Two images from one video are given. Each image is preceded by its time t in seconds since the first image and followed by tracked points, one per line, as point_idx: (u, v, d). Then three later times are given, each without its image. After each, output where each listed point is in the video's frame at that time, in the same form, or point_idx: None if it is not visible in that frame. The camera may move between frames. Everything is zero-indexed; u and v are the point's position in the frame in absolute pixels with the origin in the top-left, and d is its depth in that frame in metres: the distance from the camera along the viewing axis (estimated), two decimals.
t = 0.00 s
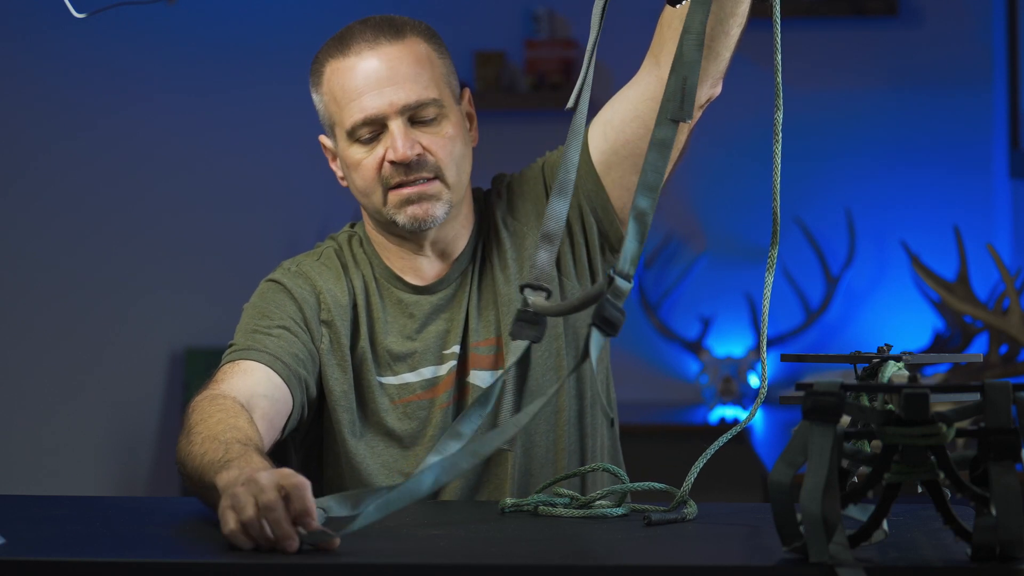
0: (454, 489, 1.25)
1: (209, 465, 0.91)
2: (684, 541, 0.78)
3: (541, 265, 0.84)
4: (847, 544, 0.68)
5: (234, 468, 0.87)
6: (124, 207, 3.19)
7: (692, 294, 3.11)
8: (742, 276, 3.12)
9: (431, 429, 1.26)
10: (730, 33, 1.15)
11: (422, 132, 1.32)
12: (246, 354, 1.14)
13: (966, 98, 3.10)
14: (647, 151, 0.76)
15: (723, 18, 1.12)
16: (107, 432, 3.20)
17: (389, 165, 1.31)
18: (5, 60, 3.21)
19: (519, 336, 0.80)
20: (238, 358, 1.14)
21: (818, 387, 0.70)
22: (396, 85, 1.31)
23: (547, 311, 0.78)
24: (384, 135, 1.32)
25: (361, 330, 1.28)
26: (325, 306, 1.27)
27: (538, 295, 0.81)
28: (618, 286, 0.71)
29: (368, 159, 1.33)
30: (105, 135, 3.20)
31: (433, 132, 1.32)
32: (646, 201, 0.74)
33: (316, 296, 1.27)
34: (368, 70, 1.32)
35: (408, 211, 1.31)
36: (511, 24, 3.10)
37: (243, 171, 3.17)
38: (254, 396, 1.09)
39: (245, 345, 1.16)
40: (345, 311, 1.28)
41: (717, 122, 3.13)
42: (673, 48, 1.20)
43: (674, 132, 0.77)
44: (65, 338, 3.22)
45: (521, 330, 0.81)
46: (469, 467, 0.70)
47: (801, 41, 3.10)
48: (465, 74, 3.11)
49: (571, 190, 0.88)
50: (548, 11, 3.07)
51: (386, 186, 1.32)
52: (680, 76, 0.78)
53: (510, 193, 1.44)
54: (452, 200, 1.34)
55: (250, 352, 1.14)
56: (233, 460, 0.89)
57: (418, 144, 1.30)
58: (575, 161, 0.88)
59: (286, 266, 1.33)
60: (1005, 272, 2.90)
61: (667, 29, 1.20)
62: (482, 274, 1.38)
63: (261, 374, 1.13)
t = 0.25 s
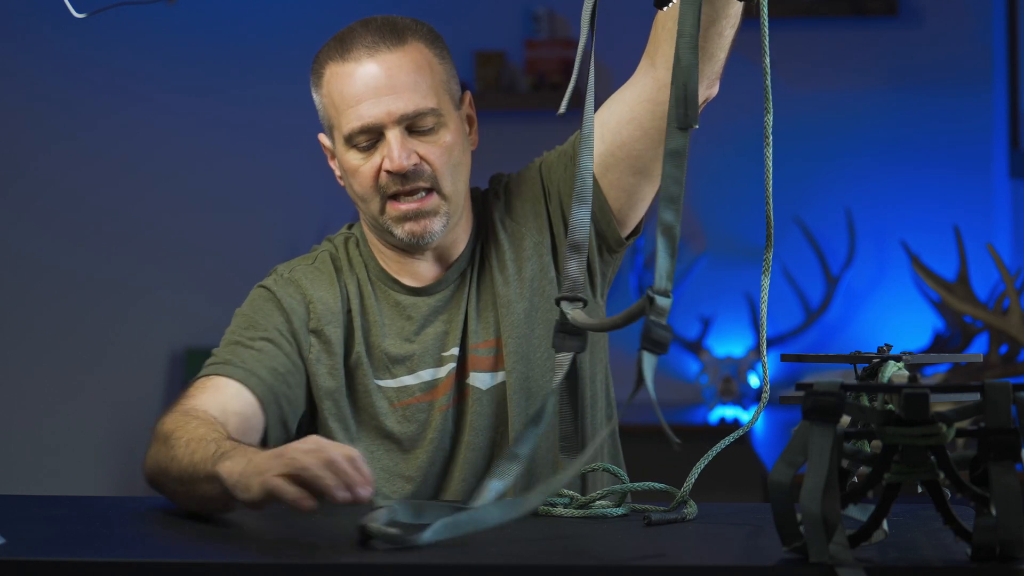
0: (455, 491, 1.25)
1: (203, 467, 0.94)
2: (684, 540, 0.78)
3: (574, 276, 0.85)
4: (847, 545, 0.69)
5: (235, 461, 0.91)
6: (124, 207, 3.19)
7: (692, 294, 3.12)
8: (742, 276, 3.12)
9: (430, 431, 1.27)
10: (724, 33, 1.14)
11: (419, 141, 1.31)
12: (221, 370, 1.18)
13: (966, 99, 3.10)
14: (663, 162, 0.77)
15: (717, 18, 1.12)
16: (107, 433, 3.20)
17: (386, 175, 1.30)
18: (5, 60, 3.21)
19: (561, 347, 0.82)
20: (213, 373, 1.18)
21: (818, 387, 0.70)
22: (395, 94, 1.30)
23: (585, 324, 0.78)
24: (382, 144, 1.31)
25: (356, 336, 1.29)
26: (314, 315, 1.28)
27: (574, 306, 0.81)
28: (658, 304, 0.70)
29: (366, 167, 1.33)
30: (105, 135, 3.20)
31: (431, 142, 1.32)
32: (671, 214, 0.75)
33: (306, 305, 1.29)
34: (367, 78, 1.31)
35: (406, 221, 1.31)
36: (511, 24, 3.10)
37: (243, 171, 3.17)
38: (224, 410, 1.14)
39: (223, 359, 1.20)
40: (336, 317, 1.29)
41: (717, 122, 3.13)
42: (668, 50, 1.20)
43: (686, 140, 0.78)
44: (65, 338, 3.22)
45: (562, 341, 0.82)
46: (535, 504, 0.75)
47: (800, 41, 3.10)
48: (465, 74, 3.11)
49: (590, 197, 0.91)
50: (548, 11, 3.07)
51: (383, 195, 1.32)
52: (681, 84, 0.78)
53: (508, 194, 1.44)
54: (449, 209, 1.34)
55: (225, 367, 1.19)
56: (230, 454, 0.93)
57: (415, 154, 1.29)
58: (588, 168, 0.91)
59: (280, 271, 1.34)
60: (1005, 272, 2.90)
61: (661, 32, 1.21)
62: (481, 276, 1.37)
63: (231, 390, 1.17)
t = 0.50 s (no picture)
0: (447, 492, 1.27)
1: (244, 468, 0.95)
2: (685, 540, 0.78)
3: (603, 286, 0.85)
4: (847, 545, 0.69)
5: (288, 467, 0.92)
6: (124, 207, 3.19)
7: (692, 293, 3.10)
8: (742, 276, 3.12)
9: (420, 434, 1.28)
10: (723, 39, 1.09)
11: (422, 150, 1.30)
12: (191, 375, 1.17)
13: (965, 99, 3.10)
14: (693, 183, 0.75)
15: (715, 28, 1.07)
16: (107, 433, 3.21)
17: (388, 184, 1.30)
18: (5, 60, 3.21)
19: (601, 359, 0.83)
20: (184, 379, 1.17)
21: (818, 387, 0.70)
22: (399, 102, 1.29)
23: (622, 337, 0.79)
24: (384, 153, 1.30)
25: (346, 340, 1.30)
26: (300, 322, 1.28)
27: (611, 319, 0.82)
28: (710, 325, 0.72)
29: (367, 175, 1.32)
30: (105, 134, 3.19)
31: (433, 151, 1.31)
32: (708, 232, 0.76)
33: (294, 310, 1.29)
34: (369, 86, 1.30)
35: (408, 229, 1.31)
36: (511, 24, 3.10)
37: (243, 171, 3.17)
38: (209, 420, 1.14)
39: (198, 364, 1.20)
40: (324, 321, 1.29)
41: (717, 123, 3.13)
42: (664, 57, 1.18)
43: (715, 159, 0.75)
44: (65, 338, 3.22)
45: (602, 352, 0.84)
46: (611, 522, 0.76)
47: (801, 41, 3.10)
48: (465, 74, 3.11)
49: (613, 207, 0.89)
50: (548, 11, 3.07)
51: (384, 203, 1.31)
52: (696, 100, 0.77)
53: (503, 194, 1.44)
54: (450, 217, 1.33)
55: (199, 374, 1.18)
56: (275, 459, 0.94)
57: (418, 163, 1.29)
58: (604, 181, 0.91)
59: (271, 274, 1.35)
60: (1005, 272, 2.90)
61: (658, 38, 1.18)
62: (476, 278, 1.38)
63: (205, 400, 1.16)
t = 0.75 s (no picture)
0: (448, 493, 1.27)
1: (280, 463, 0.95)
2: (684, 540, 0.78)
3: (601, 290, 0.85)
4: (847, 545, 0.69)
5: (326, 460, 0.93)
6: (124, 207, 3.19)
7: (692, 293, 3.10)
8: (741, 276, 3.13)
9: (421, 435, 1.28)
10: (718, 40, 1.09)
11: (422, 151, 1.31)
12: (203, 376, 1.17)
13: (965, 99, 3.10)
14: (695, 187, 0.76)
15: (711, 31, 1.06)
16: (107, 433, 3.21)
17: (389, 185, 1.30)
18: (5, 60, 3.21)
19: (601, 363, 0.84)
20: (195, 379, 1.17)
21: (818, 387, 0.70)
22: (399, 104, 1.29)
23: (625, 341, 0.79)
24: (384, 154, 1.30)
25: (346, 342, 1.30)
26: (305, 323, 1.28)
27: (610, 322, 0.83)
28: (713, 329, 0.72)
29: (368, 177, 1.32)
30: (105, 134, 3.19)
31: (433, 152, 1.31)
32: (709, 236, 0.76)
33: (297, 311, 1.29)
34: (369, 88, 1.30)
35: (408, 230, 1.31)
36: (511, 24, 3.10)
37: (243, 171, 3.17)
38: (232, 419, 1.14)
39: (206, 364, 1.19)
40: (325, 322, 1.29)
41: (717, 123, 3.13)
42: (660, 57, 1.19)
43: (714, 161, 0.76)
44: (65, 338, 3.22)
45: (600, 356, 0.84)
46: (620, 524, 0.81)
47: (801, 41, 3.10)
48: (465, 74, 3.11)
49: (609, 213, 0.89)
50: (548, 11, 3.07)
51: (384, 204, 1.31)
52: (692, 103, 0.77)
53: (501, 195, 1.44)
54: (449, 218, 1.34)
55: (206, 374, 1.17)
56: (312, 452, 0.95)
57: (419, 165, 1.29)
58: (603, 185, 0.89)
59: (272, 275, 1.35)
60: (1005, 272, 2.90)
61: (654, 37, 1.19)
62: (473, 279, 1.38)
63: (219, 400, 1.16)
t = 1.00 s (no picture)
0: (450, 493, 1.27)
1: (260, 454, 0.96)
2: (684, 540, 0.78)
3: (582, 293, 0.87)
4: (847, 545, 0.69)
5: (303, 450, 0.93)
6: (124, 207, 3.19)
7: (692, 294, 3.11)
8: (742, 276, 3.12)
9: (422, 434, 1.28)
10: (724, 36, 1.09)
11: (427, 150, 1.30)
12: (195, 375, 1.17)
13: (965, 99, 3.10)
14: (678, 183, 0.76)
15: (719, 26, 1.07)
16: (107, 433, 3.21)
17: (392, 183, 1.30)
18: (5, 60, 3.21)
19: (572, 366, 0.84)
20: (187, 379, 1.17)
21: (818, 387, 0.70)
22: (405, 102, 1.29)
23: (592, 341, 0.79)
24: (389, 151, 1.30)
25: (347, 341, 1.30)
26: (303, 323, 1.28)
27: (584, 324, 0.83)
28: (671, 323, 0.70)
29: (371, 173, 1.31)
30: (105, 134, 3.19)
31: (437, 151, 1.31)
32: (685, 232, 0.75)
33: (296, 311, 1.29)
34: (376, 85, 1.30)
35: (410, 228, 1.31)
36: (511, 24, 3.10)
37: (243, 171, 3.17)
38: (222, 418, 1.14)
39: (200, 364, 1.19)
40: (325, 323, 1.29)
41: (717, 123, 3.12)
42: (668, 54, 1.18)
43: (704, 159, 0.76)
44: (65, 338, 3.22)
45: (573, 358, 0.84)
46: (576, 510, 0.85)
47: (800, 41, 3.10)
48: (465, 74, 3.11)
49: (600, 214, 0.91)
50: (548, 11, 3.07)
51: (387, 202, 1.31)
52: (697, 101, 0.76)
53: (503, 195, 1.44)
54: (451, 218, 1.34)
55: (202, 373, 1.17)
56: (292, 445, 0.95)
57: (423, 163, 1.29)
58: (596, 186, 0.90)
59: (272, 274, 1.35)
60: (1005, 272, 2.90)
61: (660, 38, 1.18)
62: (476, 279, 1.38)
63: (211, 400, 1.15)
